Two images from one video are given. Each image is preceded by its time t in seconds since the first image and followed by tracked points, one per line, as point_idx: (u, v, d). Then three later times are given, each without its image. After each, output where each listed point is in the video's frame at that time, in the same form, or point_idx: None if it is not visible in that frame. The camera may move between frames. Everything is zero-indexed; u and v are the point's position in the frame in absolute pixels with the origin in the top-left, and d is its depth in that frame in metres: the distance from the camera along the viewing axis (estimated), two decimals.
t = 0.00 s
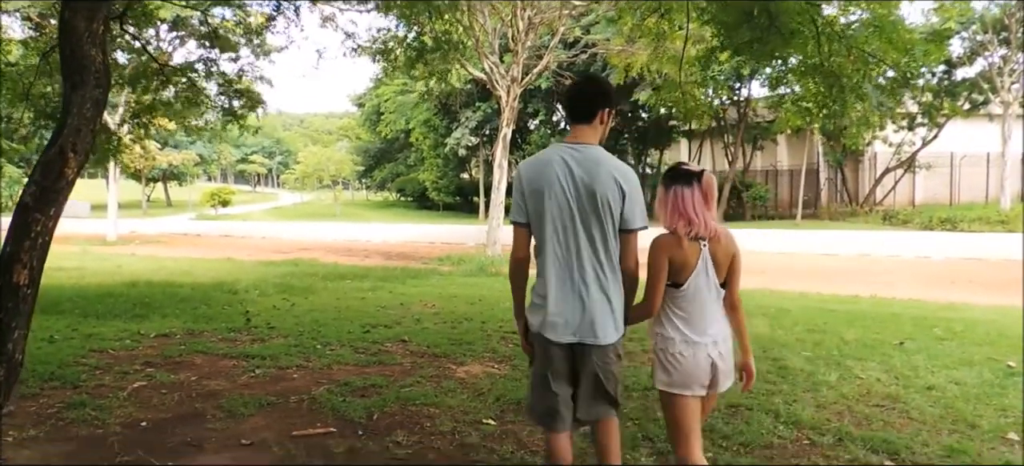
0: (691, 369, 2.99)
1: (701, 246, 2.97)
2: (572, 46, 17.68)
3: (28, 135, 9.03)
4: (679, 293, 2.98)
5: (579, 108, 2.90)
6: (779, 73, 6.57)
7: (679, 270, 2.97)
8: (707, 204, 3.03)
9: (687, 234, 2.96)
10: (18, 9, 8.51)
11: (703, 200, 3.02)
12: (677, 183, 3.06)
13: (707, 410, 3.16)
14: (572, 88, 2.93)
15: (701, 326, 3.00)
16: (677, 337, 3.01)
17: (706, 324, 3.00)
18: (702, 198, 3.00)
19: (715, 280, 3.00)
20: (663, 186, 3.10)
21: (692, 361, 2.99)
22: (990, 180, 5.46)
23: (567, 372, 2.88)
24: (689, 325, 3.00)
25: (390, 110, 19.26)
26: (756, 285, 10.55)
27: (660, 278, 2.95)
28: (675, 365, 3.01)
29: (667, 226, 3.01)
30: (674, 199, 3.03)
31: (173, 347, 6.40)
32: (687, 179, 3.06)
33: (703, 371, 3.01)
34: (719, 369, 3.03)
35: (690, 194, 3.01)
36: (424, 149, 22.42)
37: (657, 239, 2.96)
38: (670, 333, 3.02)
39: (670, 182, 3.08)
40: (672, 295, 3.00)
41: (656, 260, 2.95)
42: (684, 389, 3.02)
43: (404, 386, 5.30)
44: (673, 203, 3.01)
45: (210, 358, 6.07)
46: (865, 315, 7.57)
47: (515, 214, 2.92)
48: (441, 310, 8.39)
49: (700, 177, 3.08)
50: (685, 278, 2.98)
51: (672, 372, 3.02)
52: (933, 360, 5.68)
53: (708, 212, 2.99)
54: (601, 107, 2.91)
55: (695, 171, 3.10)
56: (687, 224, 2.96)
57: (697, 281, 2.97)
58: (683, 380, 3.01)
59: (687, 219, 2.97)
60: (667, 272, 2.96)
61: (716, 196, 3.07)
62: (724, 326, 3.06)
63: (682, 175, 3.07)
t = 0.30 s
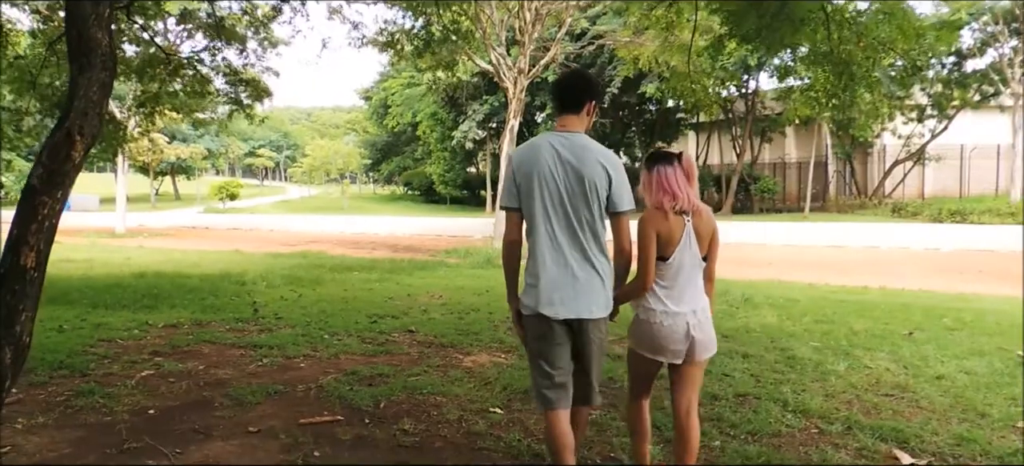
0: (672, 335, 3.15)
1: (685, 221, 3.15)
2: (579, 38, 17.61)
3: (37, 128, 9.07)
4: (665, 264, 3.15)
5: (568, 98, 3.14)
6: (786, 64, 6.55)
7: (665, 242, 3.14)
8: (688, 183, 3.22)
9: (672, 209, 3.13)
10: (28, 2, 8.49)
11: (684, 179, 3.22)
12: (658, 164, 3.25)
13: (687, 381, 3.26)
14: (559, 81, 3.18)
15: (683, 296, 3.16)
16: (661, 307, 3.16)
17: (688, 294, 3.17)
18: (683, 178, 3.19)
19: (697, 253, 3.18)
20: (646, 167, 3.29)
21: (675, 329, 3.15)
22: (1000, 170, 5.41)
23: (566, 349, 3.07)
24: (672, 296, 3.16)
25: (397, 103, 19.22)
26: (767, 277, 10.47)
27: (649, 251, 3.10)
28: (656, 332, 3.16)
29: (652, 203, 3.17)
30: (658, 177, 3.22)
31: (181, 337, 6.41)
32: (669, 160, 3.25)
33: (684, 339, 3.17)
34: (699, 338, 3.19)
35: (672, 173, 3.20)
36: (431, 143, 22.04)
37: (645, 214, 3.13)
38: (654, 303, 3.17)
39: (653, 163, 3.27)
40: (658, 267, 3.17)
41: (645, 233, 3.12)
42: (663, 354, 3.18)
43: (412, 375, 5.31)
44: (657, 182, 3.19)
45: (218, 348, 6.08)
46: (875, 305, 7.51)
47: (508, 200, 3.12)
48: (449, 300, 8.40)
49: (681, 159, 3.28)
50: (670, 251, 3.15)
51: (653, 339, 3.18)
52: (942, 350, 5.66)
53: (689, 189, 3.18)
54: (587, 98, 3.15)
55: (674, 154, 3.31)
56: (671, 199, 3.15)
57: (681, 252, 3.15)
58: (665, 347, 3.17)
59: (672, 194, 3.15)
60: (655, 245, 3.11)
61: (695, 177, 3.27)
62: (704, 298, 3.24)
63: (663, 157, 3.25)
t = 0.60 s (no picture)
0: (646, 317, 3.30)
1: (658, 211, 3.31)
2: (583, 33, 17.59)
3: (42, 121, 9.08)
4: (639, 252, 3.32)
5: (561, 89, 3.38)
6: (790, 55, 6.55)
7: (639, 231, 3.31)
8: (662, 176, 3.36)
9: (645, 201, 3.28)
10: None
11: (658, 172, 3.36)
12: (634, 158, 3.40)
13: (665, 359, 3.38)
14: (555, 71, 3.40)
15: (657, 282, 3.32)
16: (636, 291, 3.33)
17: (662, 279, 3.32)
18: (657, 171, 3.33)
19: (670, 240, 3.32)
20: (621, 161, 3.44)
21: (648, 312, 3.29)
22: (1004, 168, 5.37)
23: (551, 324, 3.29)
24: (647, 280, 3.32)
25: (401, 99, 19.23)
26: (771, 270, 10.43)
27: (623, 239, 3.27)
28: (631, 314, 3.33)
29: (627, 194, 3.33)
30: (631, 170, 3.36)
31: (185, 327, 6.42)
32: (642, 154, 3.40)
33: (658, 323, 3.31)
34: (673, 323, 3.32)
35: (647, 166, 3.34)
36: (436, 140, 22.45)
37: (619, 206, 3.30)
38: (630, 288, 3.34)
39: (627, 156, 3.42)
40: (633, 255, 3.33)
41: (620, 223, 3.29)
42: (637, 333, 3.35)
43: (416, 365, 5.30)
44: (632, 175, 3.33)
45: (222, 338, 6.08)
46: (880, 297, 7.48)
47: (501, 178, 3.33)
48: (453, 293, 8.40)
49: (654, 152, 3.42)
50: (645, 239, 3.31)
51: (626, 320, 3.36)
52: (949, 342, 5.62)
53: (663, 182, 3.32)
54: (580, 88, 3.37)
55: (648, 148, 3.46)
56: (643, 191, 3.29)
57: (654, 239, 3.30)
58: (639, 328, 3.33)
59: (644, 186, 3.29)
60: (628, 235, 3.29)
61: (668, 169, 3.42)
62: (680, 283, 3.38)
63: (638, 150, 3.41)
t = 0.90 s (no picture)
0: (634, 287, 3.44)
1: (645, 184, 3.46)
2: (597, 24, 17.43)
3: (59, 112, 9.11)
4: (627, 223, 3.48)
5: (548, 72, 3.45)
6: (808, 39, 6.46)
7: (626, 204, 3.47)
8: (652, 151, 3.48)
9: (632, 175, 3.44)
10: None
11: (648, 147, 3.50)
12: (625, 134, 3.53)
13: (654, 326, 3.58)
14: (541, 56, 3.49)
15: (645, 252, 3.47)
16: (625, 262, 3.48)
17: (650, 250, 3.47)
18: (647, 146, 3.45)
19: (657, 214, 3.48)
20: (612, 136, 3.58)
21: (637, 280, 3.44)
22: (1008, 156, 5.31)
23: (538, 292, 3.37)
24: (636, 251, 3.47)
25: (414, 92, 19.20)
26: (788, 259, 10.37)
27: (608, 212, 3.46)
28: (620, 283, 3.46)
29: (615, 170, 3.50)
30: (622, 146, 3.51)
31: (202, 314, 6.47)
32: (633, 130, 3.53)
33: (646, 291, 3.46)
34: (659, 292, 3.48)
35: (637, 142, 3.46)
36: (451, 132, 21.63)
37: (606, 180, 3.47)
38: (620, 258, 3.50)
39: (620, 132, 3.56)
40: (622, 226, 3.50)
41: (607, 196, 3.47)
42: (628, 305, 3.47)
43: (431, 351, 5.30)
44: (620, 151, 3.48)
45: (238, 325, 6.11)
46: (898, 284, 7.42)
47: (496, 156, 3.37)
48: (467, 282, 8.39)
49: (645, 128, 3.56)
50: (633, 212, 3.47)
51: (618, 289, 3.47)
52: (968, 328, 5.55)
53: (652, 157, 3.46)
54: (563, 71, 3.46)
55: (639, 126, 3.58)
56: (633, 165, 3.45)
57: (641, 213, 3.46)
58: (629, 298, 3.46)
59: (634, 162, 3.44)
60: (614, 208, 3.46)
61: (660, 146, 3.53)
62: (668, 255, 3.53)
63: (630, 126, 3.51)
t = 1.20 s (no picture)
0: (620, 263, 3.56)
1: (626, 164, 3.60)
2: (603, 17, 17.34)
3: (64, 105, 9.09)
4: (610, 203, 3.60)
5: (519, 58, 3.70)
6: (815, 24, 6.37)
7: (609, 185, 3.60)
8: (631, 134, 3.63)
9: (614, 155, 3.57)
10: None
11: (628, 131, 3.64)
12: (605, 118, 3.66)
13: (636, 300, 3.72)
14: (512, 42, 3.72)
15: (630, 230, 3.59)
16: (610, 239, 3.59)
17: (633, 228, 3.60)
18: (626, 130, 3.60)
19: (638, 194, 3.63)
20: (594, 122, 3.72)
21: (621, 258, 3.56)
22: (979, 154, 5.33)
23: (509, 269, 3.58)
24: (620, 229, 3.58)
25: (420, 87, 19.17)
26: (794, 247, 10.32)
27: (594, 192, 3.57)
28: (607, 260, 3.56)
29: (597, 151, 3.64)
30: (604, 131, 3.66)
31: (208, 302, 6.48)
32: (614, 115, 3.67)
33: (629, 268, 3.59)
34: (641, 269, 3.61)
35: (618, 124, 3.60)
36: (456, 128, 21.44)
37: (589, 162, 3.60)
38: (604, 236, 3.61)
39: (600, 117, 3.70)
40: (605, 206, 3.62)
41: (590, 177, 3.59)
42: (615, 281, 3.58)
43: (436, 337, 5.28)
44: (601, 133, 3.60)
45: (244, 312, 6.12)
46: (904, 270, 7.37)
47: (471, 141, 3.59)
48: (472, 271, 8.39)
49: (625, 113, 3.71)
50: (615, 192, 3.60)
51: (605, 266, 3.58)
52: (977, 314, 5.51)
53: (631, 140, 3.61)
54: (533, 56, 3.71)
55: (619, 110, 3.72)
56: (615, 148, 3.58)
57: (624, 193, 3.59)
58: (615, 274, 3.57)
59: (616, 145, 3.58)
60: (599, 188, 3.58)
61: (638, 128, 3.68)
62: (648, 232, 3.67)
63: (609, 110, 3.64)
